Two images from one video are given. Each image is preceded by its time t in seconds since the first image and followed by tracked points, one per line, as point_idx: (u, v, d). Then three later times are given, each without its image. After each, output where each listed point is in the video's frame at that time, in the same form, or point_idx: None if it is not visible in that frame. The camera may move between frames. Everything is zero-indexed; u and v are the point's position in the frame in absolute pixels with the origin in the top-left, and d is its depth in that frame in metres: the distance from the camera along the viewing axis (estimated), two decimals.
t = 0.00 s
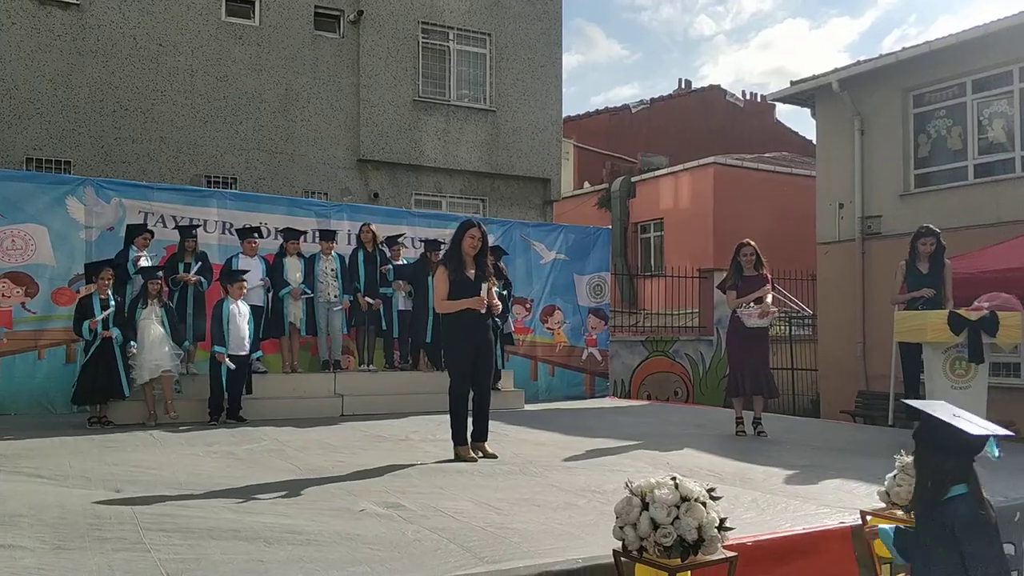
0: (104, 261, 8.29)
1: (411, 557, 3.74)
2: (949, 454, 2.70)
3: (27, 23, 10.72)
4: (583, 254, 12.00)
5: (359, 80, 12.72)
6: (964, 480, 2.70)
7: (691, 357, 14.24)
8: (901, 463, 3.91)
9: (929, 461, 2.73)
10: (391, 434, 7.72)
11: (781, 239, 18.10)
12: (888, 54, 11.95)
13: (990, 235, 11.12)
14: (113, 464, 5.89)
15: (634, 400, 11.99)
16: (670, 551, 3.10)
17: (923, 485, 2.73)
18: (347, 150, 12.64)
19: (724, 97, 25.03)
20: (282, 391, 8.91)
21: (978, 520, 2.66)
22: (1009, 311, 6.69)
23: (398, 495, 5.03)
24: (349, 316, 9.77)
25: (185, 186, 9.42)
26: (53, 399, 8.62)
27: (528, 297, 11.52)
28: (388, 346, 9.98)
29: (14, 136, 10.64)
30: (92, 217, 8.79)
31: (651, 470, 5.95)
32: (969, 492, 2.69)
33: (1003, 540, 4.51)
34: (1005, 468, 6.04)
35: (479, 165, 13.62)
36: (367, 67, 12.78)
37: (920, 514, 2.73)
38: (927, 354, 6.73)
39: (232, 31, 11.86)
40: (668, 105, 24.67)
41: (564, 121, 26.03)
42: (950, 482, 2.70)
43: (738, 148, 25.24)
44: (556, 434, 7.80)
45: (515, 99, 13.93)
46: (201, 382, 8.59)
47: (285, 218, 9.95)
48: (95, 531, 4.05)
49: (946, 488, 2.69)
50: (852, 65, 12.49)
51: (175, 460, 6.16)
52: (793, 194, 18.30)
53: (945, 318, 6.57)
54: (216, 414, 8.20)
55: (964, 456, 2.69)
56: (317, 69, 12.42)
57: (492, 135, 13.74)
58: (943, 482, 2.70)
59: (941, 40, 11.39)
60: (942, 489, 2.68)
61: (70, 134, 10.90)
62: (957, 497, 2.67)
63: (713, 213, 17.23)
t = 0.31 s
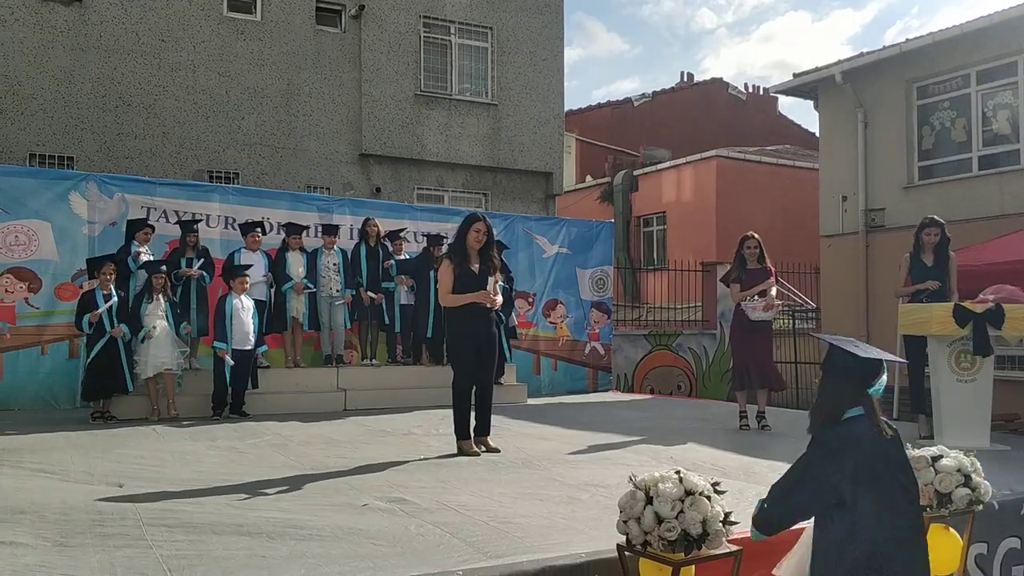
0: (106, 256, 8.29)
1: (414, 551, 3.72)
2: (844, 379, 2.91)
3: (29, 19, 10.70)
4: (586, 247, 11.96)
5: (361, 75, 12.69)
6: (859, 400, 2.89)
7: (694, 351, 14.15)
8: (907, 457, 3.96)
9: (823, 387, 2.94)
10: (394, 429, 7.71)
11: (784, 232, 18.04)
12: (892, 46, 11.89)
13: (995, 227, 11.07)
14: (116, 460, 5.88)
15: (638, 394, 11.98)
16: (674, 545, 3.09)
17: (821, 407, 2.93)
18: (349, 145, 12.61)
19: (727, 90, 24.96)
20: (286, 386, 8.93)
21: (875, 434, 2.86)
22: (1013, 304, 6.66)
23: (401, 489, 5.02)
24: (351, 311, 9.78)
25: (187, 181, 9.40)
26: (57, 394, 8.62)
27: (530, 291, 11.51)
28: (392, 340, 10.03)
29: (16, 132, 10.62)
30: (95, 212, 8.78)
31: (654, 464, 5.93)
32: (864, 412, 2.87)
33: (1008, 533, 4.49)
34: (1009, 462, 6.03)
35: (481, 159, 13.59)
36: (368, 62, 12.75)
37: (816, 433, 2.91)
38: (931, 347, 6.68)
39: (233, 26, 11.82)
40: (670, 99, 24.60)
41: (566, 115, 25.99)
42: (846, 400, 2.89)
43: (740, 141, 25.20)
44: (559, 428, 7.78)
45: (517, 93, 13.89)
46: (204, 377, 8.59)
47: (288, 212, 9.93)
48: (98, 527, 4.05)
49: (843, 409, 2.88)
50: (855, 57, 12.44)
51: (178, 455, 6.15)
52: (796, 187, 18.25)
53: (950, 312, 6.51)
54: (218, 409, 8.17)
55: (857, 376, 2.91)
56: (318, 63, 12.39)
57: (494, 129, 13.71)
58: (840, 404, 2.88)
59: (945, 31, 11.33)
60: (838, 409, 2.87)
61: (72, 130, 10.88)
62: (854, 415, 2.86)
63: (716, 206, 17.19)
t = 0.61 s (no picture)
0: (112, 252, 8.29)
1: (421, 547, 3.70)
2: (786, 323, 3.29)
3: (33, 15, 10.67)
4: (590, 243, 11.91)
5: (365, 70, 12.66)
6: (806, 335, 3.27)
7: (699, 346, 14.20)
8: (915, 453, 3.94)
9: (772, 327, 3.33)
10: (399, 424, 7.70)
11: (789, 227, 17.97)
12: (899, 40, 11.82)
13: (1003, 222, 11.00)
14: (123, 455, 5.88)
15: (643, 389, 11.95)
16: (681, 541, 3.07)
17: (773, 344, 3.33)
18: (353, 141, 12.60)
19: (731, 85, 24.88)
20: (291, 382, 8.92)
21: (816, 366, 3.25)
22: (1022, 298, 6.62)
23: (407, 485, 5.01)
24: (356, 307, 9.71)
25: (192, 177, 9.39)
26: (64, 390, 8.62)
27: (535, 287, 11.48)
28: (396, 337, 9.94)
29: (21, 129, 10.63)
30: (102, 209, 8.79)
31: (660, 460, 5.90)
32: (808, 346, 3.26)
33: (1018, 529, 4.45)
34: (1018, 457, 5.99)
35: (485, 155, 13.56)
36: (372, 57, 12.72)
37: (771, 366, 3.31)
38: (940, 342, 6.64)
39: (237, 22, 11.80)
40: (675, 94, 24.51)
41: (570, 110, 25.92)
42: (790, 336, 3.28)
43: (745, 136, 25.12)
44: (564, 424, 7.76)
45: (521, 89, 13.85)
46: (210, 373, 8.59)
47: (292, 209, 9.91)
48: (104, 523, 4.03)
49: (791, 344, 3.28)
50: (862, 50, 12.36)
51: (184, 451, 6.14)
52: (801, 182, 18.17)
53: (959, 307, 6.47)
54: (224, 405, 8.16)
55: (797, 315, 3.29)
56: (323, 59, 12.36)
57: (498, 125, 13.67)
58: (788, 340, 3.28)
59: (953, 24, 11.25)
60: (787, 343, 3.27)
61: (76, 127, 10.87)
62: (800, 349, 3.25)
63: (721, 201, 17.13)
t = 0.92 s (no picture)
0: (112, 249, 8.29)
1: (424, 543, 3.72)
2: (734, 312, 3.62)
3: (33, 11, 10.67)
4: (593, 237, 11.92)
5: (367, 65, 12.66)
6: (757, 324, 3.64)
7: (701, 340, 14.12)
8: (918, 444, 3.93)
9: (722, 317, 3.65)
10: (402, 419, 7.73)
11: (791, 220, 17.97)
12: (901, 32, 11.79)
13: (1005, 214, 10.99)
14: (127, 452, 5.90)
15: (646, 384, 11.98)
16: (685, 533, 3.10)
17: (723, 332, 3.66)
18: (355, 136, 12.61)
19: (733, 78, 24.86)
20: (294, 378, 8.94)
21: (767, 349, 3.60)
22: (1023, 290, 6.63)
23: (410, 480, 5.03)
24: (359, 302, 9.71)
25: (193, 173, 9.41)
26: (67, 387, 8.64)
27: (538, 281, 11.49)
28: (398, 332, 9.97)
29: (22, 126, 10.65)
30: (102, 205, 8.82)
31: (663, 454, 5.91)
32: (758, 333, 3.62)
33: (1019, 520, 4.47)
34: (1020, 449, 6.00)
35: (487, 149, 13.56)
36: (374, 52, 12.72)
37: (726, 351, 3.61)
38: (941, 334, 6.66)
39: (238, 17, 11.79)
40: (677, 87, 24.47)
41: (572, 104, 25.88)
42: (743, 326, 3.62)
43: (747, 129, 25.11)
44: (568, 418, 7.78)
45: (523, 83, 13.84)
46: (213, 369, 8.62)
47: (294, 204, 9.94)
48: (109, 520, 4.06)
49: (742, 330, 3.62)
50: (864, 43, 12.34)
51: (188, 447, 6.17)
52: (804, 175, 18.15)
53: (961, 300, 6.48)
54: (228, 401, 8.20)
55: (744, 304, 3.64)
56: (324, 53, 12.36)
57: (500, 119, 13.67)
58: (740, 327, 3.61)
59: (955, 16, 11.23)
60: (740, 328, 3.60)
61: (78, 124, 10.89)
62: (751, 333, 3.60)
63: (723, 195, 17.12)
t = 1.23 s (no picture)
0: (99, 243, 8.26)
1: (419, 538, 3.74)
2: (662, 283, 4.43)
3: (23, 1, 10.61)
4: (588, 231, 11.94)
5: (361, 57, 12.64)
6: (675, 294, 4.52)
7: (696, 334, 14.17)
8: (909, 436, 3.98)
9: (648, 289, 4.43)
10: (398, 413, 7.75)
11: (786, 214, 18.01)
12: (893, 27, 11.82)
13: (996, 208, 11.05)
14: (121, 447, 5.91)
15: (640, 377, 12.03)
16: (681, 526, 3.12)
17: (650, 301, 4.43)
18: (349, 129, 12.59)
19: (729, 72, 24.91)
20: (289, 372, 8.97)
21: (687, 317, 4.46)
22: (1014, 284, 6.67)
23: (406, 474, 5.06)
24: (354, 296, 9.76)
25: (185, 166, 9.40)
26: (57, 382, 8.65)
27: (533, 275, 11.51)
28: (393, 326, 9.99)
29: (12, 117, 10.60)
30: (93, 198, 8.80)
31: (657, 447, 5.94)
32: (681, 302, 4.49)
33: (1007, 510, 4.51)
34: (1009, 441, 6.06)
35: (482, 143, 13.56)
36: (368, 44, 12.70)
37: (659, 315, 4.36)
38: (932, 328, 6.73)
39: (230, 9, 11.75)
40: (671, 82, 24.50)
41: (567, 98, 25.88)
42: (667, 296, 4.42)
43: (743, 123, 25.16)
44: (563, 412, 7.80)
45: (518, 76, 13.84)
46: (207, 364, 8.62)
47: (288, 197, 9.92)
48: (102, 517, 4.07)
49: (664, 297, 4.43)
50: (857, 37, 12.37)
51: (182, 442, 6.18)
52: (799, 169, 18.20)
53: (951, 293, 6.56)
54: (222, 395, 8.20)
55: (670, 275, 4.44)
56: (317, 45, 12.33)
57: (496, 112, 13.67)
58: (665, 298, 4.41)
59: (946, 11, 11.27)
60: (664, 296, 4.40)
61: (68, 116, 10.85)
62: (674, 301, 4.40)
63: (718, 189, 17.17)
